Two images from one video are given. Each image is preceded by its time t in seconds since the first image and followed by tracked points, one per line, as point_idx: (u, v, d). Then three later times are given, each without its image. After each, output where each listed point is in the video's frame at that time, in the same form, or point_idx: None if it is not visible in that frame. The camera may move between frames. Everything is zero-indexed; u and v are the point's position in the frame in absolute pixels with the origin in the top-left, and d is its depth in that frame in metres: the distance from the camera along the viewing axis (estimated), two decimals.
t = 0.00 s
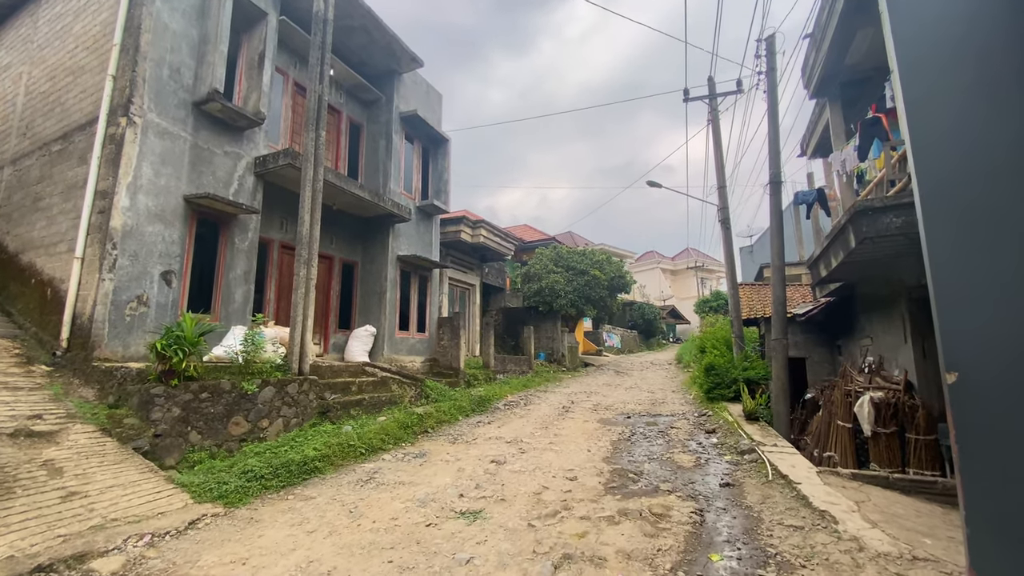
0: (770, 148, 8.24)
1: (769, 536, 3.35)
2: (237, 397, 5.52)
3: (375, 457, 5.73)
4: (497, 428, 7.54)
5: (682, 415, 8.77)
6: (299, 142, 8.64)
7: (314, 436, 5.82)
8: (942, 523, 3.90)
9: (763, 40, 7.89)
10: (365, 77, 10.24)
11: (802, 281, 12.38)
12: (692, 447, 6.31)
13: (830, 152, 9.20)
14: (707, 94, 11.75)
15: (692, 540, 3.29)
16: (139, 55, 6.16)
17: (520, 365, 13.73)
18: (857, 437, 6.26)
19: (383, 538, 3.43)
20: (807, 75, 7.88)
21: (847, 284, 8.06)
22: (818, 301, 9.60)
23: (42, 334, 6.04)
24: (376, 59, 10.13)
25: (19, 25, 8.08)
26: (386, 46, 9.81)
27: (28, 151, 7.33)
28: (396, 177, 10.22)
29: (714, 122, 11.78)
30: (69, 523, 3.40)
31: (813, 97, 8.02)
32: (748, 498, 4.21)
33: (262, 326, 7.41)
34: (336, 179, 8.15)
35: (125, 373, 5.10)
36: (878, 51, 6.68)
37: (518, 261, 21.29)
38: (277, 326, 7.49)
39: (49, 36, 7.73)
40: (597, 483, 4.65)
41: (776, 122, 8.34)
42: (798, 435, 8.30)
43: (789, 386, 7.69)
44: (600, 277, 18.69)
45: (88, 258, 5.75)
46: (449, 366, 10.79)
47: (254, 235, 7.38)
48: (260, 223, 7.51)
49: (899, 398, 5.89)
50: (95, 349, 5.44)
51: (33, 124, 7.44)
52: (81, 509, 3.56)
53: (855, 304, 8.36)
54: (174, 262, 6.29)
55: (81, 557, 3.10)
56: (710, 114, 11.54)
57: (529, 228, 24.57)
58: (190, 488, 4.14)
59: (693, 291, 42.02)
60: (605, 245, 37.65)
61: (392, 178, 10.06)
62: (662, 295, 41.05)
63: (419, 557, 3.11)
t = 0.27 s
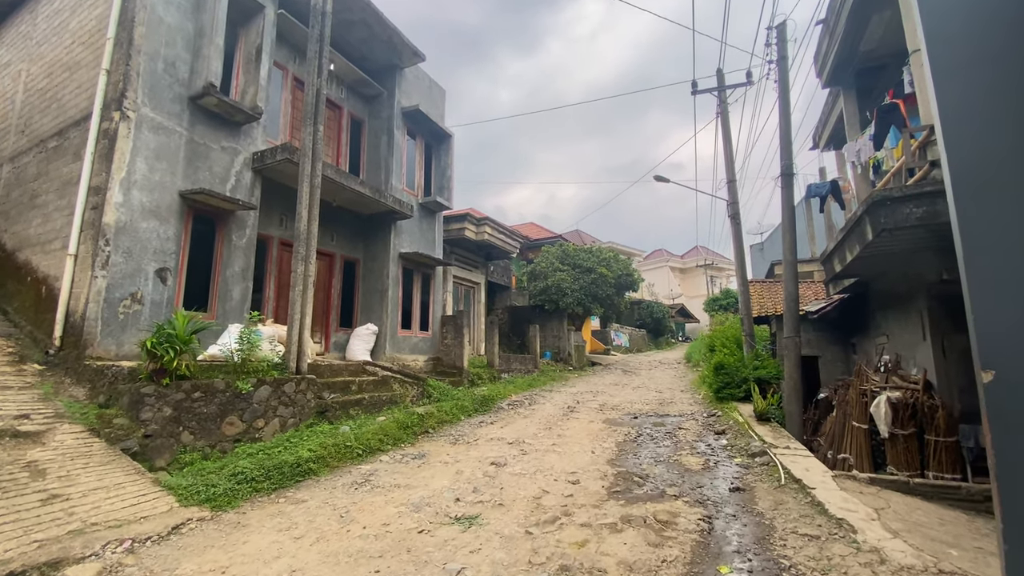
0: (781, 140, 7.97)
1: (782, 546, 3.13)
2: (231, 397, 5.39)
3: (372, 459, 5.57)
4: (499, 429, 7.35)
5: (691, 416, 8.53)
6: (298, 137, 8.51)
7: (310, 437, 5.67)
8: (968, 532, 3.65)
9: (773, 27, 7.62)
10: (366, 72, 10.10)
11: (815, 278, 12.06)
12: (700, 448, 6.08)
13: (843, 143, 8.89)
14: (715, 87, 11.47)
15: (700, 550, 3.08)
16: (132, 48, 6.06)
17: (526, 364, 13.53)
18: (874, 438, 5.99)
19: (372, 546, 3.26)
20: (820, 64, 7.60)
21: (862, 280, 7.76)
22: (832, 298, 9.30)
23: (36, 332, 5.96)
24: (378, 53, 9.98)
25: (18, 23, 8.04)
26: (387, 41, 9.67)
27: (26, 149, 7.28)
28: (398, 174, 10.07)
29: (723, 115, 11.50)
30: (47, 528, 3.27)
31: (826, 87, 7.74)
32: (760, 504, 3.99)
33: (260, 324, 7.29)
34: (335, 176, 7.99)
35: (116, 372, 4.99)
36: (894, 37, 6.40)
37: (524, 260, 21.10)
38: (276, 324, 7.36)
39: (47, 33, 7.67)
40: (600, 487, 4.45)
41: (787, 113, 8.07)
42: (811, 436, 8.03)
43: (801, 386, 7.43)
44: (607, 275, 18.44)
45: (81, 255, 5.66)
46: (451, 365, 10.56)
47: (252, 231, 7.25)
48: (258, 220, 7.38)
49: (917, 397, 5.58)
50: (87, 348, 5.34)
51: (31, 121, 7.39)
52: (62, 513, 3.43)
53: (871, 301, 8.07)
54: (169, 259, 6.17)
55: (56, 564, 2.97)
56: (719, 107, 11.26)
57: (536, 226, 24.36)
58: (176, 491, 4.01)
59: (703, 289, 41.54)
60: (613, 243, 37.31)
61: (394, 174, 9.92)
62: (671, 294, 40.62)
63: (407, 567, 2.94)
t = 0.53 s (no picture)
0: (790, 132, 7.70)
1: (792, 562, 2.91)
2: (222, 398, 5.24)
3: (367, 462, 5.41)
4: (499, 431, 7.16)
5: (697, 418, 8.29)
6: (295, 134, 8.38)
7: (302, 439, 5.52)
8: (992, 546, 3.41)
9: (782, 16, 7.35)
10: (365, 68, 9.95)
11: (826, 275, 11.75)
12: (706, 452, 5.86)
13: (855, 136, 8.60)
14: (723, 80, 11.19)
15: (703, 565, 2.88)
16: (123, 43, 5.94)
17: (530, 364, 13.33)
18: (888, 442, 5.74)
19: (355, 558, 3.10)
20: (831, 53, 7.33)
21: (875, 277, 7.49)
22: (843, 296, 9.01)
23: (27, 333, 5.86)
24: (376, 48, 9.82)
25: (13, 20, 7.97)
26: (386, 35, 9.50)
27: (20, 147, 7.20)
28: (398, 171, 9.91)
29: (730, 109, 11.23)
30: (19, 536, 3.14)
31: (837, 77, 7.47)
32: (768, 513, 3.77)
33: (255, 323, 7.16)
34: (332, 173, 7.82)
35: (103, 373, 4.87)
36: (910, 23, 6.13)
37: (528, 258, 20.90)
38: (271, 324, 7.22)
39: (42, 29, 7.59)
40: (600, 494, 4.25)
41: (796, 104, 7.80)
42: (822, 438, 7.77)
43: (812, 387, 7.17)
44: (612, 273, 18.20)
45: (71, 253, 5.55)
46: (452, 365, 10.41)
47: (247, 229, 7.11)
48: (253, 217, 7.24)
49: (934, 399, 5.31)
50: (76, 348, 5.23)
51: (25, 119, 7.31)
52: (36, 520, 3.30)
53: (885, 299, 7.78)
54: (160, 257, 6.05)
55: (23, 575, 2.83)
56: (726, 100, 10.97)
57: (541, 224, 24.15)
58: (158, 497, 3.87)
59: (711, 288, 41.08)
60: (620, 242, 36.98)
61: (393, 172, 9.76)
62: (679, 293, 40.20)
63: None
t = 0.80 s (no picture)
0: (796, 124, 7.47)
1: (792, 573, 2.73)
2: (208, 397, 5.12)
3: (357, 463, 5.26)
4: (496, 431, 6.99)
5: (700, 418, 8.09)
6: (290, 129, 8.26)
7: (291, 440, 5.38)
8: (1009, 556, 3.20)
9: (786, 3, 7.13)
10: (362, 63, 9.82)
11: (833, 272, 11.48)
12: (707, 454, 5.66)
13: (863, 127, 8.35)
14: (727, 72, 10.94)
15: None
16: (109, 36, 5.83)
17: (531, 363, 13.15)
18: (897, 444, 5.51)
19: (331, 565, 2.95)
20: (837, 41, 7.09)
21: (884, 273, 7.24)
22: (851, 293, 8.77)
23: (15, 331, 5.78)
24: (373, 43, 9.68)
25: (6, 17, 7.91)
26: (382, 28, 9.35)
27: (11, 144, 7.12)
28: (396, 167, 9.77)
29: (734, 102, 11.00)
30: None
31: (844, 66, 7.23)
32: (769, 519, 3.58)
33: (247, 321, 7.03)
34: (326, 168, 7.68)
35: (86, 372, 4.76)
36: (919, 8, 5.89)
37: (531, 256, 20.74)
38: (263, 322, 7.10)
39: (34, 25, 7.52)
40: (594, 498, 4.08)
41: (802, 95, 7.57)
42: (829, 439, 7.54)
43: (818, 386, 6.95)
44: (615, 271, 18.00)
45: (56, 250, 5.45)
46: (451, 364, 10.27)
47: (240, 225, 6.99)
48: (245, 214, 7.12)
49: (945, 399, 5.10)
50: (60, 346, 5.13)
51: (17, 116, 7.23)
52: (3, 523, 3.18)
53: (894, 295, 7.54)
54: (148, 253, 5.95)
55: None
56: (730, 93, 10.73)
57: (544, 222, 23.96)
58: (134, 500, 3.75)
59: (718, 286, 40.66)
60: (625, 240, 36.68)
61: (391, 168, 9.62)
62: (685, 291, 39.84)
63: None
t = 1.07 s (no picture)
0: (799, 118, 7.25)
1: None
2: (191, 400, 4.98)
3: (343, 468, 5.10)
4: (490, 434, 6.83)
5: (701, 421, 7.88)
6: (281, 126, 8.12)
7: (276, 444, 5.23)
8: None
9: None
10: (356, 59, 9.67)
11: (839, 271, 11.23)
12: (706, 459, 5.47)
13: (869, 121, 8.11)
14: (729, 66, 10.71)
15: None
16: (92, 30, 5.70)
17: (530, 363, 12.94)
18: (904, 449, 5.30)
19: None
20: (841, 31, 6.86)
21: (891, 271, 7.01)
22: (857, 292, 8.52)
23: None
24: (367, 38, 9.52)
25: None
26: (376, 23, 9.19)
27: None
28: (391, 164, 9.62)
29: (737, 97, 10.75)
30: None
31: (849, 57, 7.00)
32: (768, 531, 3.39)
33: (237, 321, 6.90)
34: (318, 166, 7.52)
35: (64, 374, 4.64)
36: None
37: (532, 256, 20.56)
38: (252, 322, 6.97)
39: (22, 22, 7.41)
40: (583, 507, 3.90)
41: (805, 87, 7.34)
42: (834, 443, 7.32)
43: (821, 388, 6.74)
44: (617, 270, 17.80)
45: (37, 249, 5.33)
46: (447, 365, 10.10)
47: (229, 224, 6.85)
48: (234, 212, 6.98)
49: (954, 402, 4.88)
50: (40, 348, 5.02)
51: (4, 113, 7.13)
52: None
53: (901, 294, 7.31)
54: (133, 253, 5.82)
55: None
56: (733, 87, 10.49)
57: (546, 220, 23.77)
58: (105, 508, 3.61)
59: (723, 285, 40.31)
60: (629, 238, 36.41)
61: (386, 165, 9.47)
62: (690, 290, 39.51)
63: None
